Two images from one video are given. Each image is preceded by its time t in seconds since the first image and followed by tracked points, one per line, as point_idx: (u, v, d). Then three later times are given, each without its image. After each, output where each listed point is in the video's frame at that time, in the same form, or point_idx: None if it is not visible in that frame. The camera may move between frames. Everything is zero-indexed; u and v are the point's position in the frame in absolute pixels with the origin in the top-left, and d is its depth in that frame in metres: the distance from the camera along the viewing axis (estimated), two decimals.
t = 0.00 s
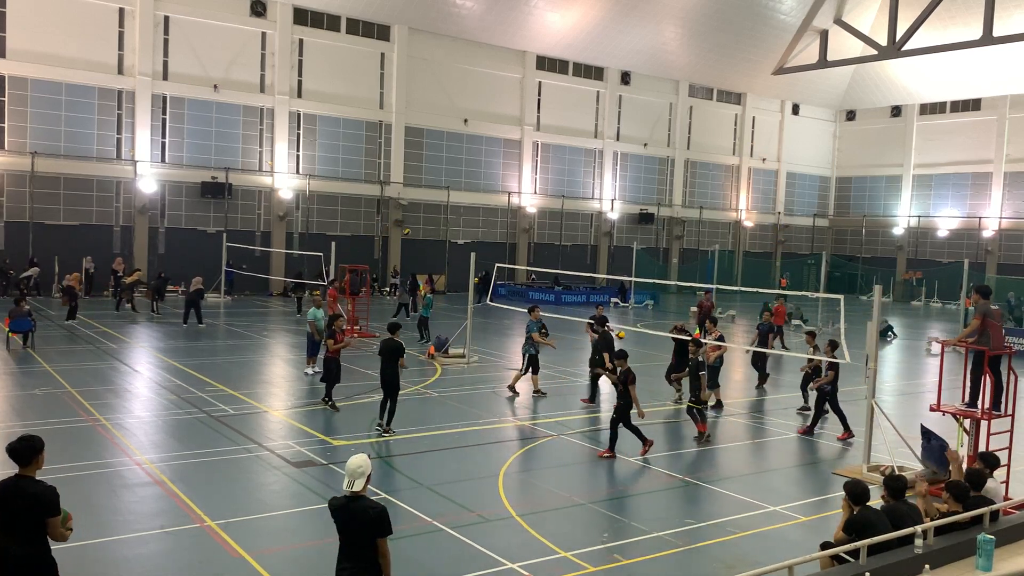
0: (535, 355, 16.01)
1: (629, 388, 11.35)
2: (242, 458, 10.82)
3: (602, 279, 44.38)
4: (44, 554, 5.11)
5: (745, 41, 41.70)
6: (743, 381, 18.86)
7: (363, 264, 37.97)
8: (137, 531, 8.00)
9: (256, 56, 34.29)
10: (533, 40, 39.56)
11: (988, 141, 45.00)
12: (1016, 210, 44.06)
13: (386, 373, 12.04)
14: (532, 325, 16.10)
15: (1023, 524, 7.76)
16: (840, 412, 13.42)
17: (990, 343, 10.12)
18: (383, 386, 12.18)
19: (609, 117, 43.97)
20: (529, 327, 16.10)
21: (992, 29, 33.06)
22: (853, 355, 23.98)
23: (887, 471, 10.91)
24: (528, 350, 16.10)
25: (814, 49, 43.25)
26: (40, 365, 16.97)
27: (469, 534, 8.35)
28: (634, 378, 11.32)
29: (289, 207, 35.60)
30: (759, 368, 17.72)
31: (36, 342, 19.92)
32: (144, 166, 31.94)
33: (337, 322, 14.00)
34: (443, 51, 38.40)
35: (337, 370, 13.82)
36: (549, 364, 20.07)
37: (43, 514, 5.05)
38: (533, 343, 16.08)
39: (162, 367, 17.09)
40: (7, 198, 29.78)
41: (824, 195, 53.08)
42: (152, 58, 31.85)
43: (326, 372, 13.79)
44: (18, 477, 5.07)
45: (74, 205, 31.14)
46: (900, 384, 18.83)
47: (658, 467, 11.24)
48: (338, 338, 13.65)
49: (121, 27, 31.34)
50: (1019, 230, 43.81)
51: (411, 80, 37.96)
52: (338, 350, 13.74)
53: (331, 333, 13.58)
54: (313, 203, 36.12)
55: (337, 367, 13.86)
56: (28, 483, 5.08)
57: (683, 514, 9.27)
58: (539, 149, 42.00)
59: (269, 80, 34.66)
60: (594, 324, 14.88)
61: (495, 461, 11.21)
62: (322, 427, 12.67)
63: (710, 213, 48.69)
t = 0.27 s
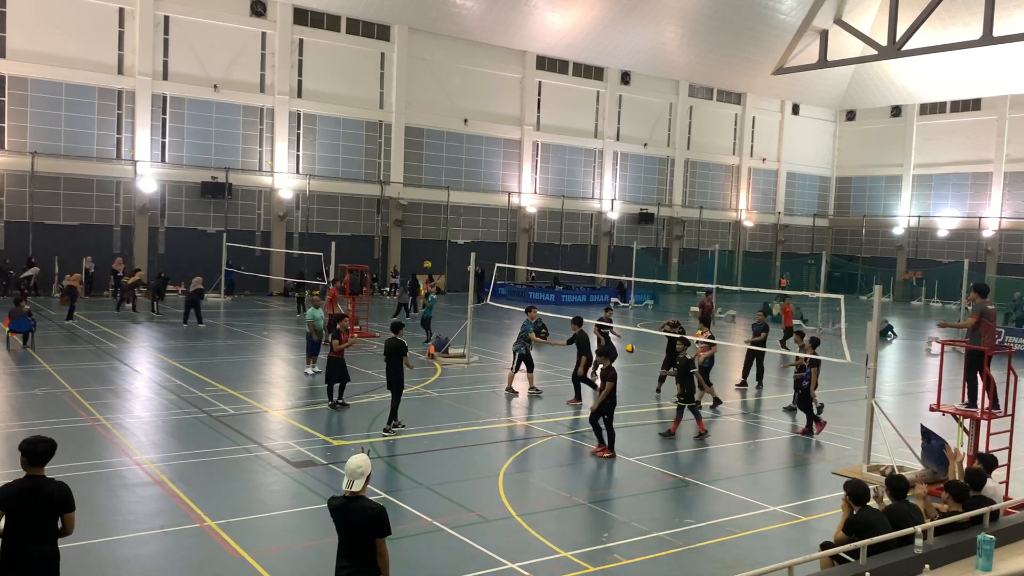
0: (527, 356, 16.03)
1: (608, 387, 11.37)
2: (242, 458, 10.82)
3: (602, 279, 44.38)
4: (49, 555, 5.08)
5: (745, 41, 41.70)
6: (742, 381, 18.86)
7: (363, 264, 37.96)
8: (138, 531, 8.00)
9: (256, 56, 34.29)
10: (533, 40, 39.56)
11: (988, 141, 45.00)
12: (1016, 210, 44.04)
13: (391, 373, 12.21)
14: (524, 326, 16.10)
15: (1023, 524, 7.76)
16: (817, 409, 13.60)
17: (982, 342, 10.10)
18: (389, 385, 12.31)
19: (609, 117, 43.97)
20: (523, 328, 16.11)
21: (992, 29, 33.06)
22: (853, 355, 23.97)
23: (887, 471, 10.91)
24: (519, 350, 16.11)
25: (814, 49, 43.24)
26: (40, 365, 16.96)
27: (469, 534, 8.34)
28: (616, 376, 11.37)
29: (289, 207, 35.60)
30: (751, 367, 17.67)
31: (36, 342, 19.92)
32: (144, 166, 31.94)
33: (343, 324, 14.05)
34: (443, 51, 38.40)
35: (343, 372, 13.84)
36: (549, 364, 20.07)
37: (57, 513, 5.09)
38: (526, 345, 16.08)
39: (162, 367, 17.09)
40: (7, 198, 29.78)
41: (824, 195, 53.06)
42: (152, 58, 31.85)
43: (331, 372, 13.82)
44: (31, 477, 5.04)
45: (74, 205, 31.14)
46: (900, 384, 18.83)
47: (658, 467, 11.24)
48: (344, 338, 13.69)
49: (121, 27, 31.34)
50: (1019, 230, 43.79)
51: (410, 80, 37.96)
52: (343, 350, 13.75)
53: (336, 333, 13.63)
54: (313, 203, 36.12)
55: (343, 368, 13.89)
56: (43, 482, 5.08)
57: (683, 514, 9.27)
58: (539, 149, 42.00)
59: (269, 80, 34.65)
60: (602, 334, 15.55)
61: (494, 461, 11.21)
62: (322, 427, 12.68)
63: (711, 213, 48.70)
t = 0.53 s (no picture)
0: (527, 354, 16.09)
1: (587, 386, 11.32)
2: (242, 458, 10.83)
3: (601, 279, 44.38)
4: (60, 553, 5.08)
5: (745, 41, 41.70)
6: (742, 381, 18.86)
7: (363, 264, 37.97)
8: (138, 531, 8.01)
9: (256, 56, 34.29)
10: (533, 40, 39.55)
11: (988, 141, 44.99)
12: (1015, 210, 44.02)
13: (396, 372, 12.22)
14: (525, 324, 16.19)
15: (1023, 524, 7.76)
16: (804, 408, 13.67)
17: (977, 341, 10.13)
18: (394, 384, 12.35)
19: (609, 117, 43.97)
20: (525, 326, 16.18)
21: (992, 29, 33.05)
22: (852, 355, 23.96)
23: (888, 471, 10.91)
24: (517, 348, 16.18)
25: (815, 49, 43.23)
26: (40, 365, 16.97)
27: (469, 534, 8.34)
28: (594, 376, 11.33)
29: (289, 207, 35.60)
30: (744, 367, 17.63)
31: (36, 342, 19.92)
32: (144, 166, 31.94)
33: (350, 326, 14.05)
34: (443, 51, 38.40)
35: (349, 373, 13.82)
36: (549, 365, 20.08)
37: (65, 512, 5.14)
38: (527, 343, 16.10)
39: (162, 367, 17.09)
40: (7, 198, 29.78)
41: (824, 195, 53.06)
42: (152, 58, 31.84)
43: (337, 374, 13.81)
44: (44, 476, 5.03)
45: (74, 205, 31.14)
46: (900, 384, 18.83)
47: (657, 467, 11.24)
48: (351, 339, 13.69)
49: (121, 27, 31.34)
50: (1019, 230, 43.77)
51: (410, 80, 37.95)
52: (350, 350, 13.74)
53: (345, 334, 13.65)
54: (313, 203, 36.12)
55: (349, 369, 13.87)
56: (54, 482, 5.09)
57: (683, 514, 9.28)
58: (539, 149, 42.00)
59: (269, 80, 34.65)
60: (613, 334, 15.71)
61: (494, 461, 11.21)
62: (323, 427, 12.68)
63: (711, 213, 48.69)
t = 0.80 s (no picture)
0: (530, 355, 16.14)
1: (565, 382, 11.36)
2: (242, 458, 10.83)
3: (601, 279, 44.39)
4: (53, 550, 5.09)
5: (745, 41, 41.70)
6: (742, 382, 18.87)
7: (363, 264, 37.97)
8: (137, 531, 8.00)
9: (256, 56, 34.29)
10: (533, 40, 39.54)
11: (988, 141, 44.99)
12: (1015, 210, 44.02)
13: (399, 372, 12.22)
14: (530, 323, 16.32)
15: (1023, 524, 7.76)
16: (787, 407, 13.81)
17: (975, 341, 10.10)
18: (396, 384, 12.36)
19: (609, 117, 43.97)
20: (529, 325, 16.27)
21: (992, 29, 33.04)
22: (852, 355, 23.96)
23: (888, 471, 10.91)
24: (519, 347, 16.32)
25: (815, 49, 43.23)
26: (40, 365, 16.97)
27: (469, 535, 8.34)
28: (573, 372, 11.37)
29: (289, 207, 35.61)
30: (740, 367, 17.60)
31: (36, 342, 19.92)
32: (144, 166, 31.94)
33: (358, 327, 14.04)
34: (443, 51, 38.40)
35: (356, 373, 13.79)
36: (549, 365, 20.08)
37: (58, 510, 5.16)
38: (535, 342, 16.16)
39: (162, 367, 17.09)
40: (7, 198, 29.77)
41: (824, 195, 53.06)
42: (152, 58, 31.84)
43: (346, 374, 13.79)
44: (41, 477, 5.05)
45: (74, 205, 31.15)
46: (900, 384, 18.83)
47: (656, 467, 11.24)
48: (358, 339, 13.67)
49: (121, 27, 31.34)
50: (1019, 230, 43.76)
51: (410, 81, 37.95)
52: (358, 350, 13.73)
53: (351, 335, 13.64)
54: (313, 203, 36.12)
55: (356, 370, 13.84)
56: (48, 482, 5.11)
57: (682, 514, 9.28)
58: (539, 148, 42.00)
59: (269, 80, 34.65)
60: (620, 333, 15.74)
61: (495, 461, 11.21)
62: (323, 427, 12.69)
63: (711, 213, 48.70)
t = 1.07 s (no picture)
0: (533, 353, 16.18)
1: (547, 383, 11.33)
2: (242, 458, 10.82)
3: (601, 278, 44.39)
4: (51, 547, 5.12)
5: (745, 41, 41.70)
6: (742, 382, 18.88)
7: (363, 264, 37.98)
8: (137, 531, 8.00)
9: (256, 56, 34.29)
10: (533, 40, 39.54)
11: (988, 141, 44.99)
12: (1015, 210, 44.01)
13: (400, 372, 12.21)
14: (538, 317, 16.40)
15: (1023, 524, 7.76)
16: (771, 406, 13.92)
17: (974, 341, 10.10)
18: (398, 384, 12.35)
19: (609, 117, 43.97)
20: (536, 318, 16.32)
21: (992, 30, 33.03)
22: (852, 355, 23.96)
23: (888, 471, 10.91)
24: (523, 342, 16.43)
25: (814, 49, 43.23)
26: (40, 365, 16.97)
27: (469, 534, 8.34)
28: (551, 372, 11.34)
29: (289, 207, 35.61)
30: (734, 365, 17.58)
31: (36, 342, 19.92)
32: (144, 166, 31.94)
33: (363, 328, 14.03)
34: (443, 51, 38.40)
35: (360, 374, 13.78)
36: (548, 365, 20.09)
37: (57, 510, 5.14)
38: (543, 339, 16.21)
39: (162, 367, 17.09)
40: (7, 198, 29.77)
41: (824, 195, 53.06)
42: (152, 58, 31.83)
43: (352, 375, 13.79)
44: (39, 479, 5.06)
45: (74, 205, 31.15)
46: (900, 384, 18.83)
47: (655, 467, 11.24)
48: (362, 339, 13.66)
49: (121, 27, 31.34)
50: (1019, 230, 43.75)
51: (410, 81, 37.95)
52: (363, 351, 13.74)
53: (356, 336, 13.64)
54: (313, 203, 36.13)
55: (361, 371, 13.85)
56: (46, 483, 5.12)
57: (682, 514, 9.28)
58: (539, 148, 42.00)
59: (269, 80, 34.66)
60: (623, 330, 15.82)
61: (494, 461, 11.21)
62: (323, 426, 12.68)
63: (711, 213, 48.71)
